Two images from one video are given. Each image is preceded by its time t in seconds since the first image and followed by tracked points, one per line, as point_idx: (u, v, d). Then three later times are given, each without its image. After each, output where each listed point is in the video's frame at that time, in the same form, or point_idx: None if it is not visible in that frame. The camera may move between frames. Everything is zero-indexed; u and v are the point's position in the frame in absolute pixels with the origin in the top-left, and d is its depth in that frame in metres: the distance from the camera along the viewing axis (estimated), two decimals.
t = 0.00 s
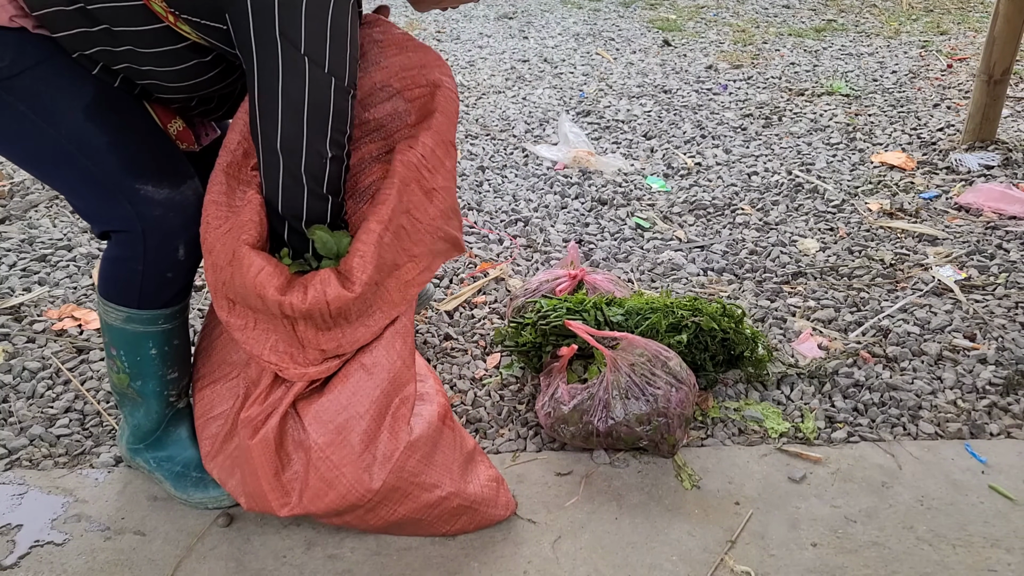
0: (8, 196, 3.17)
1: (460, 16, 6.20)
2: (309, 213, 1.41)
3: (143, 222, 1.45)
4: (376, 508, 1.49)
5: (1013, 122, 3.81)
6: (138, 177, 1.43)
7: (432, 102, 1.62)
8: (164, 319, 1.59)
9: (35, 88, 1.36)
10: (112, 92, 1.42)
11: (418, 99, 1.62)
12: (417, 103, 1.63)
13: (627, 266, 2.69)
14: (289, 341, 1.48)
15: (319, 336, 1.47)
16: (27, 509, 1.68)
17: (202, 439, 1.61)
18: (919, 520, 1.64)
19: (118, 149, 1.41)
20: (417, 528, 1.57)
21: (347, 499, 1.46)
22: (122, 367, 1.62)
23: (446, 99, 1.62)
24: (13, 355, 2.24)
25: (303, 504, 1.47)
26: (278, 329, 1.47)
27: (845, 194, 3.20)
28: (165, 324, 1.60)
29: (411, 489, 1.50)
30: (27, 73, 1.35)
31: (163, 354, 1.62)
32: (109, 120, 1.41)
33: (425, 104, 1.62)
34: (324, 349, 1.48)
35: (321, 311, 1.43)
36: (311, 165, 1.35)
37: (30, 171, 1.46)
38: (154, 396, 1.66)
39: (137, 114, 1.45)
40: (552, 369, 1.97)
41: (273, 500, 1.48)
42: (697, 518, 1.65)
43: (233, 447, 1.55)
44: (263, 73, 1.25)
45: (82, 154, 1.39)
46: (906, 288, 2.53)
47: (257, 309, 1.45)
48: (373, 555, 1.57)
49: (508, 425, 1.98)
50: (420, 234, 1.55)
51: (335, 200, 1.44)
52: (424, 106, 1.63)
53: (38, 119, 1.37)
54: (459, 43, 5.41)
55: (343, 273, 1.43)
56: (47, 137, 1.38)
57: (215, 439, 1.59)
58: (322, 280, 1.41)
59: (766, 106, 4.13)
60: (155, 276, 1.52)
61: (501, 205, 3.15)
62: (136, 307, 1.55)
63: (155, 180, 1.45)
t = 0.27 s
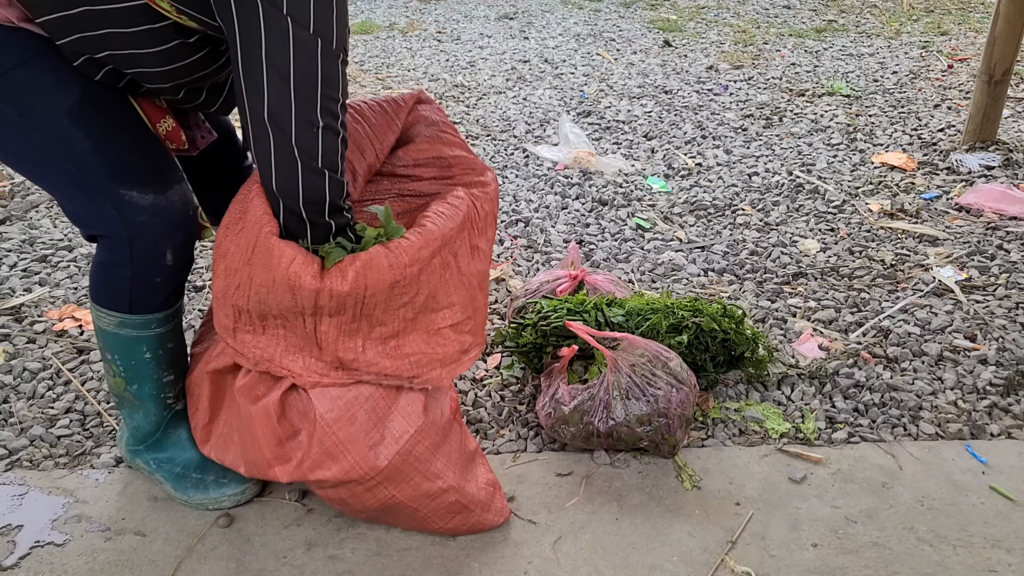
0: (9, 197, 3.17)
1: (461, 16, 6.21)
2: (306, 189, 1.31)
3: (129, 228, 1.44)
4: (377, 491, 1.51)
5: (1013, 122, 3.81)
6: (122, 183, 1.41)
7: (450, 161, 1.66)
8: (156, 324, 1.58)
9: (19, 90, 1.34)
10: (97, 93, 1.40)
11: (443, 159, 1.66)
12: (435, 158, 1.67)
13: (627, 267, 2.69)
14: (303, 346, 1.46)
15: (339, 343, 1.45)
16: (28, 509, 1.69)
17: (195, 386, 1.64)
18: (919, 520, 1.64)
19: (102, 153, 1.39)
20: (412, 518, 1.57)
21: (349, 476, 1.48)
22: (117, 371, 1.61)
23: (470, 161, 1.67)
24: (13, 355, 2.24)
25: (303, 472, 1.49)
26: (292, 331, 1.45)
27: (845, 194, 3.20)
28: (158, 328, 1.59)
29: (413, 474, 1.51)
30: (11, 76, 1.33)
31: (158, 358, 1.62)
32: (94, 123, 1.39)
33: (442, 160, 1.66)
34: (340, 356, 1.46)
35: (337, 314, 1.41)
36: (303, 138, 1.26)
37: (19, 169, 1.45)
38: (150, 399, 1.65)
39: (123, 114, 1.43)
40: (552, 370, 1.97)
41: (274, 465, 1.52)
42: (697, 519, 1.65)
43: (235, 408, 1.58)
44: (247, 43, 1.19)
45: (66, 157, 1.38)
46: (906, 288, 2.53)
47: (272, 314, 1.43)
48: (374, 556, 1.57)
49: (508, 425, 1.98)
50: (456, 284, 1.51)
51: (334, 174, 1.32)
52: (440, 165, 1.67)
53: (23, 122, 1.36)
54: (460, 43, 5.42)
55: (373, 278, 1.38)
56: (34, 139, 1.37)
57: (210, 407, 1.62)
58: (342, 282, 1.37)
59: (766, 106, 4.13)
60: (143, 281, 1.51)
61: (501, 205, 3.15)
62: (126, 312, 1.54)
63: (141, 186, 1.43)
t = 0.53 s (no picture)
0: (9, 196, 3.17)
1: (461, 16, 6.20)
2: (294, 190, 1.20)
3: (121, 237, 1.44)
4: (347, 505, 1.48)
5: (1013, 122, 3.81)
6: (112, 192, 1.41)
7: (458, 229, 1.68)
8: (153, 331, 1.58)
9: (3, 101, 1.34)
10: (84, 104, 1.40)
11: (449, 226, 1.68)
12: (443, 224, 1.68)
13: (627, 267, 2.69)
14: (274, 387, 1.40)
15: (306, 395, 1.38)
16: (27, 509, 1.69)
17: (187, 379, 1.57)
18: (919, 520, 1.63)
19: (90, 163, 1.39)
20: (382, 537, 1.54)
21: (322, 486, 1.45)
22: (115, 377, 1.62)
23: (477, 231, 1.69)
24: (13, 355, 2.24)
25: (278, 475, 1.46)
26: (264, 369, 1.39)
27: (845, 194, 3.20)
28: (156, 336, 1.59)
29: (387, 493, 1.48)
30: None
31: (156, 365, 1.62)
32: (80, 133, 1.38)
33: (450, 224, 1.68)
34: (306, 405, 1.39)
35: (305, 364, 1.34)
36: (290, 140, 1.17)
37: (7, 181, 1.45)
38: (148, 404, 1.66)
39: (111, 124, 1.43)
40: (551, 370, 1.97)
41: (251, 464, 1.48)
42: (697, 519, 1.65)
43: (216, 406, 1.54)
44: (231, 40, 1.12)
45: (53, 168, 1.37)
46: (906, 288, 2.53)
47: (248, 349, 1.38)
48: (374, 556, 1.57)
49: (508, 425, 1.98)
50: (436, 354, 1.45)
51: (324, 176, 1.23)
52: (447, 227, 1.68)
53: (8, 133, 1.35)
54: (460, 43, 5.42)
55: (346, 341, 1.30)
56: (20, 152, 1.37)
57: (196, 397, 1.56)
58: (312, 333, 1.29)
59: (766, 106, 4.13)
60: (137, 289, 1.51)
61: (501, 205, 3.15)
62: (123, 321, 1.55)
63: (131, 195, 1.43)
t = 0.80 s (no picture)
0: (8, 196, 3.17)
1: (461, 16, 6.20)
2: (323, 223, 1.27)
3: (128, 243, 1.43)
4: (346, 501, 1.49)
5: (1013, 122, 3.81)
6: (120, 197, 1.41)
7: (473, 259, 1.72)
8: (159, 337, 1.59)
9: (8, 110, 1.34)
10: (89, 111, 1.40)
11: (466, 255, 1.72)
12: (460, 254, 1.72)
13: (627, 267, 2.69)
14: (292, 393, 1.45)
15: (323, 400, 1.45)
16: (27, 509, 1.69)
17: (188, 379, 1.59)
18: (919, 520, 1.63)
19: (96, 169, 1.39)
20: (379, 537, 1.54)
21: (321, 482, 1.46)
22: (119, 379, 1.62)
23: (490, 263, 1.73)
24: (13, 355, 2.24)
25: (274, 474, 1.47)
26: (283, 377, 1.45)
27: (845, 194, 3.20)
28: (161, 341, 1.60)
29: (385, 489, 1.50)
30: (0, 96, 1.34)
31: (160, 369, 1.63)
32: (85, 139, 1.39)
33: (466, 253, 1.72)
34: (323, 411, 1.46)
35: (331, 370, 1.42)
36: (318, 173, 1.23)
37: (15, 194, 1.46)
38: (151, 407, 1.66)
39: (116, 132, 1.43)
40: (551, 371, 1.97)
41: (249, 462, 1.49)
42: (697, 519, 1.65)
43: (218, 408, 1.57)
44: (265, 79, 1.17)
45: (60, 175, 1.38)
46: (906, 288, 2.53)
47: (270, 357, 1.43)
48: (374, 555, 1.57)
49: (508, 425, 1.98)
50: (449, 368, 1.53)
51: (350, 208, 1.29)
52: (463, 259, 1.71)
53: (15, 142, 1.36)
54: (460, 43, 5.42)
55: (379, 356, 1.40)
56: (27, 162, 1.38)
57: (195, 398, 1.57)
58: (343, 343, 1.36)
59: (766, 106, 4.13)
60: (146, 295, 1.50)
61: (501, 205, 3.15)
62: (129, 326, 1.55)
63: (139, 200, 1.42)
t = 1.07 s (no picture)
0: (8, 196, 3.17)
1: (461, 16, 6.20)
2: (342, 223, 1.35)
3: (142, 245, 1.44)
4: (345, 486, 1.49)
5: (1013, 122, 3.81)
6: (133, 199, 1.41)
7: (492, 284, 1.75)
8: (166, 339, 1.59)
9: (21, 112, 1.34)
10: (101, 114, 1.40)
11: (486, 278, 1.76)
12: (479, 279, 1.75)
13: (627, 267, 2.69)
14: (309, 381, 1.49)
15: (337, 383, 1.49)
16: (28, 509, 1.69)
17: (196, 373, 1.64)
18: (919, 520, 1.63)
19: (109, 170, 1.39)
20: (377, 527, 1.54)
21: (324, 463, 1.47)
22: (123, 379, 1.62)
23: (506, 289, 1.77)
24: (13, 355, 2.24)
25: (277, 455, 1.48)
26: (302, 364, 1.50)
27: (845, 194, 3.20)
28: (167, 343, 1.60)
29: (386, 474, 1.51)
30: (14, 97, 1.33)
31: (165, 370, 1.62)
32: (98, 141, 1.38)
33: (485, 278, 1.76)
34: (338, 399, 1.49)
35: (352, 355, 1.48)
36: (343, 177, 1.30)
37: (24, 198, 1.45)
38: (156, 408, 1.66)
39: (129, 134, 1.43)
40: (551, 371, 1.97)
41: (251, 445, 1.50)
42: (697, 519, 1.65)
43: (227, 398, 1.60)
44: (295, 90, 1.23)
45: (73, 176, 1.38)
46: (906, 288, 2.53)
47: (291, 342, 1.48)
48: (374, 555, 1.57)
49: (509, 425, 1.98)
50: (459, 374, 1.58)
51: (369, 208, 1.38)
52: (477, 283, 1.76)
53: (27, 144, 1.35)
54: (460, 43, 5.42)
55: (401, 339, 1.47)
56: (38, 164, 1.37)
57: (206, 392, 1.60)
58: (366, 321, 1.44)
59: (766, 106, 4.13)
60: (157, 297, 1.51)
61: (501, 205, 3.15)
62: (136, 327, 1.55)
63: (152, 201, 1.43)
